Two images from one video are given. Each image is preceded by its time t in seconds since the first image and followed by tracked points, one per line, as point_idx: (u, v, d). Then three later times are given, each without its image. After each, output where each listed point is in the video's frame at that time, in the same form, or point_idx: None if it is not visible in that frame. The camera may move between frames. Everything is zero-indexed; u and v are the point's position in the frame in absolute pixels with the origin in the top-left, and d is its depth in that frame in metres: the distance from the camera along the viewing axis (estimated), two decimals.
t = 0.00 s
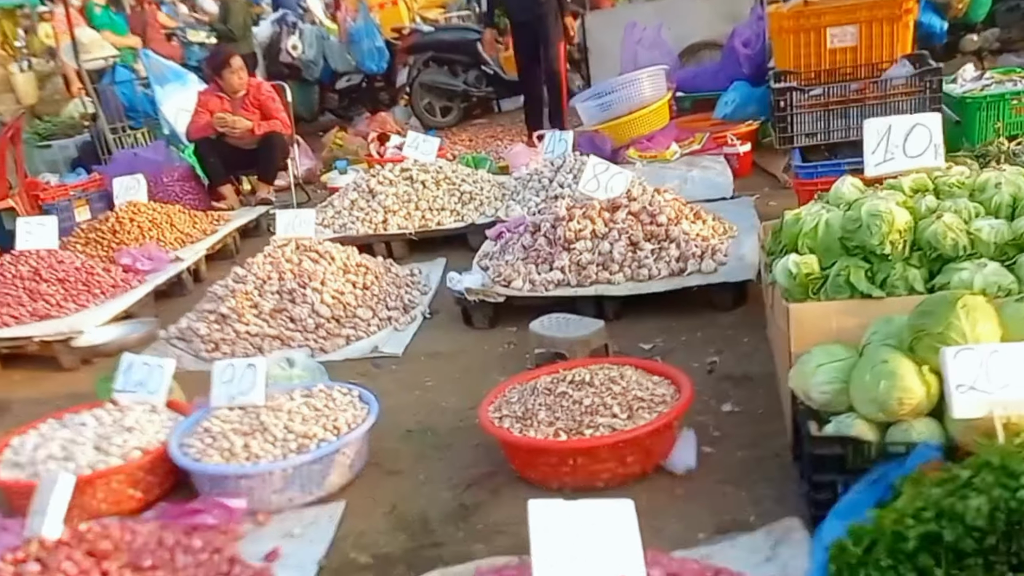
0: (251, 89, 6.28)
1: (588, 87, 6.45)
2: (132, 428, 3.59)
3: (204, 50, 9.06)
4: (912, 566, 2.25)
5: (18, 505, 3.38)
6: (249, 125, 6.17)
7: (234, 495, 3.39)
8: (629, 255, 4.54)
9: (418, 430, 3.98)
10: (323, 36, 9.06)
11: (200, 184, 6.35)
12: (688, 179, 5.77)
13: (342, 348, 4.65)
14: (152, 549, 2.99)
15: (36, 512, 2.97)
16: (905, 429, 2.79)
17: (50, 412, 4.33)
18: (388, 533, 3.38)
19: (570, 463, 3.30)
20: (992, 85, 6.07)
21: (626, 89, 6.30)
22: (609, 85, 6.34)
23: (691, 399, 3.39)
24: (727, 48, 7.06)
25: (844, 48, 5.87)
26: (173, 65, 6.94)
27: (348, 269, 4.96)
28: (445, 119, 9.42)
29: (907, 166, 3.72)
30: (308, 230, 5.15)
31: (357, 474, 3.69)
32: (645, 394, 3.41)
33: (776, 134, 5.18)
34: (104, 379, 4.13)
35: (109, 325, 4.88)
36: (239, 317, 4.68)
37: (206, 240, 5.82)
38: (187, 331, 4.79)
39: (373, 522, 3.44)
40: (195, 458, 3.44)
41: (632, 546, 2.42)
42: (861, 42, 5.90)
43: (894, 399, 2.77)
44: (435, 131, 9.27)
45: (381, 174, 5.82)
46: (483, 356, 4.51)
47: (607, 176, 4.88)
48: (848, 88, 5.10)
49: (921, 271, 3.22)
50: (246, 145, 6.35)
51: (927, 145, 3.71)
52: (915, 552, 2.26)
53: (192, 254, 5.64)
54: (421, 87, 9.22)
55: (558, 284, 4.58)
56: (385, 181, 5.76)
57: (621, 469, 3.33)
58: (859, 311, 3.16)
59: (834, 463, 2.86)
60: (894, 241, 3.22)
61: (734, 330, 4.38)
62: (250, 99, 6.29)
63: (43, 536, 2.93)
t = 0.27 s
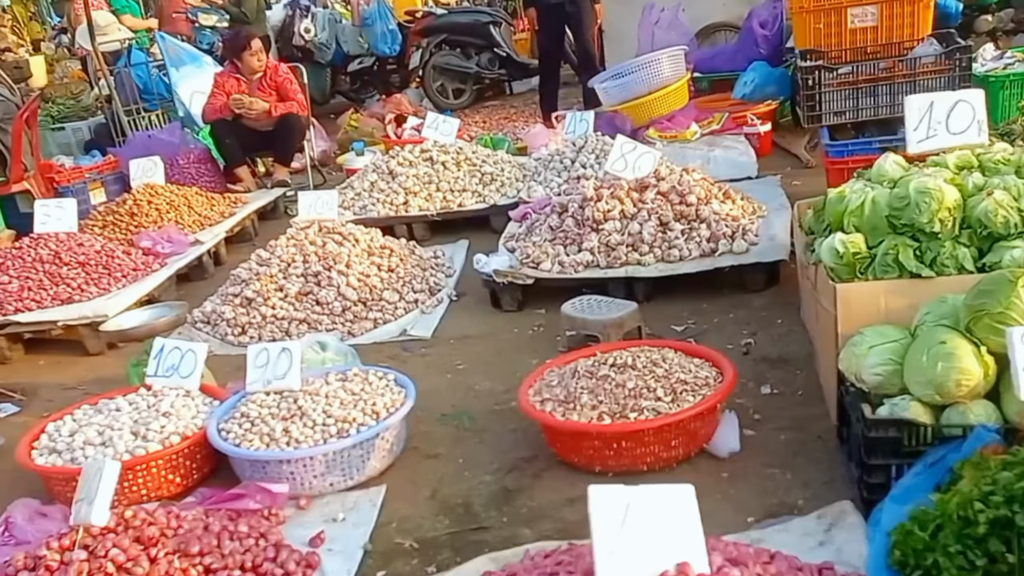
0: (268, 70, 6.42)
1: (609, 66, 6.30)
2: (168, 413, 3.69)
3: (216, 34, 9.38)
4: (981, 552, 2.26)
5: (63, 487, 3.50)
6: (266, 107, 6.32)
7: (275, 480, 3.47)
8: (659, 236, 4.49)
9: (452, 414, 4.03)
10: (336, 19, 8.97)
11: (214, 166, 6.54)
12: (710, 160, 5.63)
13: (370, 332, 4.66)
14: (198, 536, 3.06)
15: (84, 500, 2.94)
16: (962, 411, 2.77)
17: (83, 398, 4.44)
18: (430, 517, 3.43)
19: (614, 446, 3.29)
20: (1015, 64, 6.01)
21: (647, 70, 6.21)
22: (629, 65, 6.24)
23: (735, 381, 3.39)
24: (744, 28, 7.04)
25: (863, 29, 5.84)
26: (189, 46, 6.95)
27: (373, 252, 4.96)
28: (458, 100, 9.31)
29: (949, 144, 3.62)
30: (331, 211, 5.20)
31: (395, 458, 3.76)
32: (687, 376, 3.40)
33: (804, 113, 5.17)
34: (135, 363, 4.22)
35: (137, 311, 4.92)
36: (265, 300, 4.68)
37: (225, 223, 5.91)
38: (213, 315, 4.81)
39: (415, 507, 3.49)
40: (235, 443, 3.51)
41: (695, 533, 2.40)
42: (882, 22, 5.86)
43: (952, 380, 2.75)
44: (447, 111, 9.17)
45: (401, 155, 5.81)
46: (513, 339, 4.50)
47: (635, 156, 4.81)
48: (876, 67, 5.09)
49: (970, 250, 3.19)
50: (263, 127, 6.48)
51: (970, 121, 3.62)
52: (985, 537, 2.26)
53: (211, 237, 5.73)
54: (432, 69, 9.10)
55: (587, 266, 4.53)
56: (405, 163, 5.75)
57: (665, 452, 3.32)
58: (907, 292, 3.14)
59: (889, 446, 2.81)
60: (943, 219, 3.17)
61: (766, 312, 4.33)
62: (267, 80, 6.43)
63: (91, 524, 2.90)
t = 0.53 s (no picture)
0: (276, 56, 6.55)
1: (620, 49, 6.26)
2: (191, 404, 3.70)
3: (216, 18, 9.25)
4: None
5: (89, 480, 3.54)
6: (274, 92, 6.46)
7: (304, 472, 3.50)
8: (679, 220, 4.44)
9: (476, 402, 4.01)
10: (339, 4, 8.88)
11: (223, 153, 6.68)
12: (725, 141, 5.50)
13: (387, 320, 4.66)
14: (231, 529, 3.11)
15: (118, 493, 2.99)
16: (1007, 395, 2.77)
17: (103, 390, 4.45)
18: (462, 507, 3.45)
19: (647, 434, 3.28)
20: None
21: (657, 52, 6.13)
22: (638, 48, 6.17)
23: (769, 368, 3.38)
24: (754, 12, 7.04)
25: (877, 9, 5.82)
26: (194, 33, 7.08)
27: (389, 238, 4.95)
28: (461, 85, 9.28)
29: (981, 123, 3.64)
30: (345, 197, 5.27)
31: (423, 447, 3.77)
32: (721, 361, 3.38)
33: (823, 93, 5.13)
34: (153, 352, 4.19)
35: (156, 300, 5.00)
36: (282, 288, 4.68)
37: (235, 211, 5.96)
38: (229, 304, 4.80)
39: (446, 496, 3.51)
40: (262, 434, 3.53)
41: (745, 522, 2.36)
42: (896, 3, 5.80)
43: (998, 363, 2.73)
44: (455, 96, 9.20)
45: (413, 139, 5.74)
46: (534, 325, 4.47)
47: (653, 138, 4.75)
48: (895, 46, 5.04)
49: (1008, 231, 3.12)
50: (271, 112, 6.62)
51: (1003, 100, 3.63)
52: None
53: (223, 225, 5.76)
54: (437, 52, 9.08)
55: (607, 250, 4.46)
56: (416, 148, 5.68)
57: (699, 439, 3.32)
58: (944, 273, 3.09)
59: (932, 431, 2.78)
60: (980, 199, 3.13)
61: (789, 295, 4.28)
62: (275, 66, 6.55)
63: (124, 517, 2.94)
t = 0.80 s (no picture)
0: (284, 40, 6.55)
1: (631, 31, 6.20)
2: (210, 398, 3.64)
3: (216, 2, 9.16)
4: None
5: (104, 477, 3.46)
6: (282, 77, 6.47)
7: (328, 467, 3.48)
8: (700, 203, 4.36)
9: (497, 393, 3.96)
10: None
11: (229, 140, 6.63)
12: (740, 123, 5.34)
13: (402, 309, 4.60)
14: (257, 527, 3.09)
15: (141, 492, 2.96)
16: None
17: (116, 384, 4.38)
18: (489, 501, 3.43)
19: (677, 423, 3.26)
20: None
21: (669, 32, 6.04)
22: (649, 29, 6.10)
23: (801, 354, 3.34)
24: None
25: None
26: (200, 17, 7.08)
27: (403, 225, 4.89)
28: (467, 69, 9.22)
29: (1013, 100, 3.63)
30: (357, 182, 5.23)
31: (446, 439, 3.73)
32: (754, 348, 3.35)
33: (844, 72, 5.33)
34: (167, 345, 4.13)
35: (169, 289, 4.24)
36: (295, 278, 4.61)
37: (244, 198, 5.89)
38: (240, 294, 4.71)
39: (472, 490, 3.48)
40: (284, 428, 3.50)
41: (794, 514, 2.37)
42: None
43: None
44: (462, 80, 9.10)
45: (425, 124, 5.68)
46: (553, 312, 4.41)
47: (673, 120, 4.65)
48: (915, 25, 5.28)
49: None
50: (279, 98, 6.64)
51: None
52: None
53: (232, 213, 5.67)
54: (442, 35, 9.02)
55: (627, 235, 4.39)
56: (428, 133, 5.62)
57: (730, 429, 3.29)
58: (982, 254, 3.02)
59: (974, 416, 2.74)
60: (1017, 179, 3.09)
61: (811, 279, 4.20)
62: (283, 50, 6.57)
63: (150, 516, 2.91)
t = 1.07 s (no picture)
0: (293, 27, 6.61)
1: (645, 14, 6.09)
2: (228, 394, 3.61)
3: None
4: None
5: (121, 477, 3.43)
6: (290, 65, 6.54)
7: (350, 463, 3.44)
8: (721, 188, 4.34)
9: (517, 385, 3.91)
10: None
11: (234, 129, 6.65)
12: (756, 109, 5.24)
13: (417, 301, 4.54)
14: (282, 526, 3.06)
15: (167, 492, 2.95)
16: None
17: (128, 381, 4.31)
18: (512, 497, 3.36)
19: (707, 416, 3.23)
20: None
21: (683, 16, 5.96)
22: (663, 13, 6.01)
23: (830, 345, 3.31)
24: None
25: None
26: (208, 6, 7.22)
27: (417, 215, 4.84)
28: (473, 56, 9.11)
29: None
30: (371, 171, 5.21)
31: (468, 433, 3.68)
32: (785, 338, 3.33)
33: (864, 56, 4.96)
34: (179, 339, 4.09)
35: (181, 284, 4.26)
36: (308, 269, 4.55)
37: (251, 188, 5.82)
38: (251, 287, 4.66)
39: (495, 486, 3.43)
40: (305, 424, 3.46)
41: (841, 510, 2.30)
42: None
43: None
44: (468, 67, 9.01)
45: (436, 112, 5.71)
46: (571, 303, 4.35)
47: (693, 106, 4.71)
48: (939, 6, 4.89)
49: None
50: (287, 86, 6.68)
51: None
52: None
53: (239, 203, 5.61)
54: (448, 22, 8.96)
55: (646, 224, 4.37)
56: (439, 121, 5.64)
57: (760, 421, 3.25)
58: (1018, 242, 2.97)
59: (1013, 406, 2.70)
60: None
61: (833, 267, 4.14)
62: (292, 36, 6.62)
63: (176, 516, 2.90)
